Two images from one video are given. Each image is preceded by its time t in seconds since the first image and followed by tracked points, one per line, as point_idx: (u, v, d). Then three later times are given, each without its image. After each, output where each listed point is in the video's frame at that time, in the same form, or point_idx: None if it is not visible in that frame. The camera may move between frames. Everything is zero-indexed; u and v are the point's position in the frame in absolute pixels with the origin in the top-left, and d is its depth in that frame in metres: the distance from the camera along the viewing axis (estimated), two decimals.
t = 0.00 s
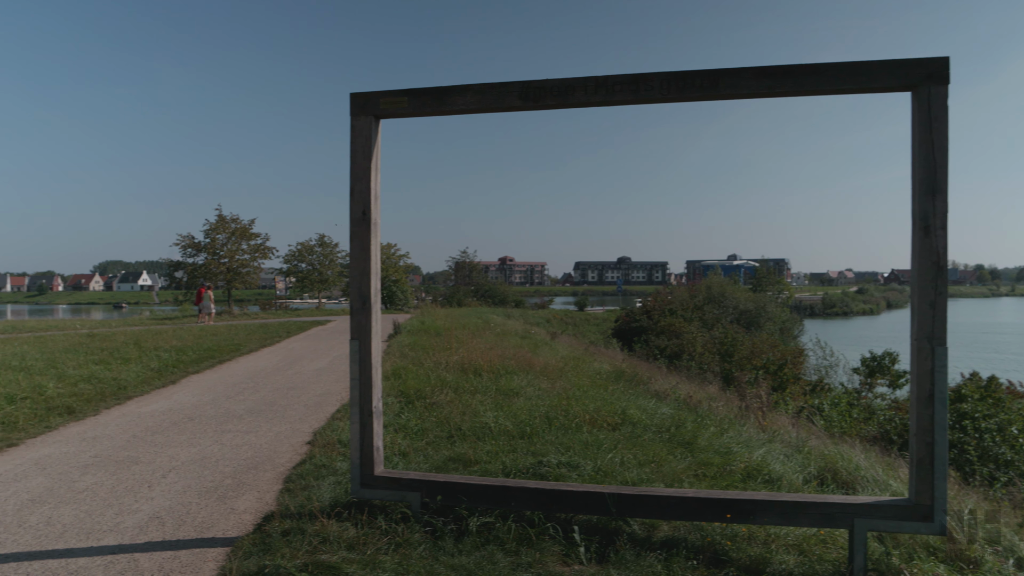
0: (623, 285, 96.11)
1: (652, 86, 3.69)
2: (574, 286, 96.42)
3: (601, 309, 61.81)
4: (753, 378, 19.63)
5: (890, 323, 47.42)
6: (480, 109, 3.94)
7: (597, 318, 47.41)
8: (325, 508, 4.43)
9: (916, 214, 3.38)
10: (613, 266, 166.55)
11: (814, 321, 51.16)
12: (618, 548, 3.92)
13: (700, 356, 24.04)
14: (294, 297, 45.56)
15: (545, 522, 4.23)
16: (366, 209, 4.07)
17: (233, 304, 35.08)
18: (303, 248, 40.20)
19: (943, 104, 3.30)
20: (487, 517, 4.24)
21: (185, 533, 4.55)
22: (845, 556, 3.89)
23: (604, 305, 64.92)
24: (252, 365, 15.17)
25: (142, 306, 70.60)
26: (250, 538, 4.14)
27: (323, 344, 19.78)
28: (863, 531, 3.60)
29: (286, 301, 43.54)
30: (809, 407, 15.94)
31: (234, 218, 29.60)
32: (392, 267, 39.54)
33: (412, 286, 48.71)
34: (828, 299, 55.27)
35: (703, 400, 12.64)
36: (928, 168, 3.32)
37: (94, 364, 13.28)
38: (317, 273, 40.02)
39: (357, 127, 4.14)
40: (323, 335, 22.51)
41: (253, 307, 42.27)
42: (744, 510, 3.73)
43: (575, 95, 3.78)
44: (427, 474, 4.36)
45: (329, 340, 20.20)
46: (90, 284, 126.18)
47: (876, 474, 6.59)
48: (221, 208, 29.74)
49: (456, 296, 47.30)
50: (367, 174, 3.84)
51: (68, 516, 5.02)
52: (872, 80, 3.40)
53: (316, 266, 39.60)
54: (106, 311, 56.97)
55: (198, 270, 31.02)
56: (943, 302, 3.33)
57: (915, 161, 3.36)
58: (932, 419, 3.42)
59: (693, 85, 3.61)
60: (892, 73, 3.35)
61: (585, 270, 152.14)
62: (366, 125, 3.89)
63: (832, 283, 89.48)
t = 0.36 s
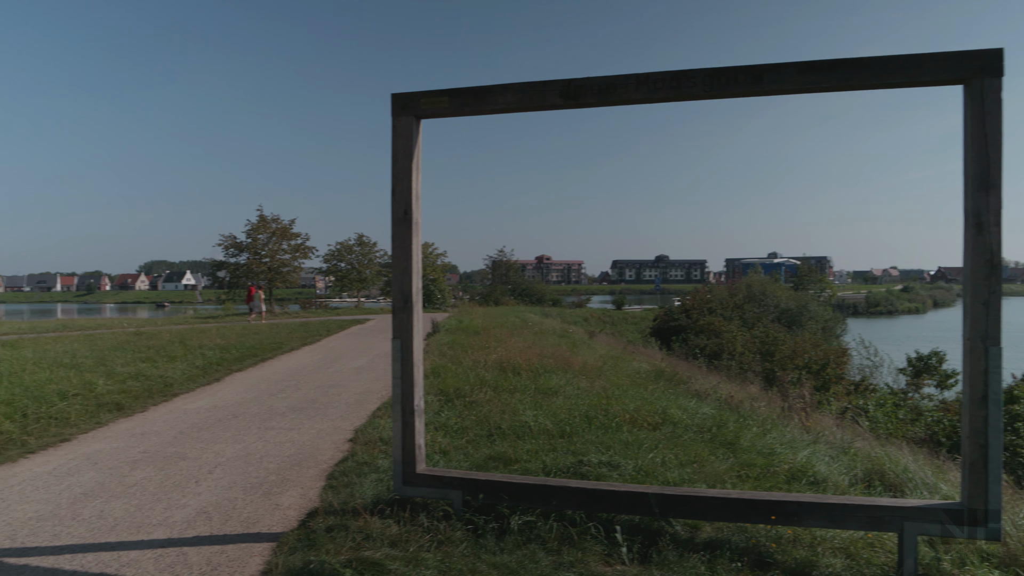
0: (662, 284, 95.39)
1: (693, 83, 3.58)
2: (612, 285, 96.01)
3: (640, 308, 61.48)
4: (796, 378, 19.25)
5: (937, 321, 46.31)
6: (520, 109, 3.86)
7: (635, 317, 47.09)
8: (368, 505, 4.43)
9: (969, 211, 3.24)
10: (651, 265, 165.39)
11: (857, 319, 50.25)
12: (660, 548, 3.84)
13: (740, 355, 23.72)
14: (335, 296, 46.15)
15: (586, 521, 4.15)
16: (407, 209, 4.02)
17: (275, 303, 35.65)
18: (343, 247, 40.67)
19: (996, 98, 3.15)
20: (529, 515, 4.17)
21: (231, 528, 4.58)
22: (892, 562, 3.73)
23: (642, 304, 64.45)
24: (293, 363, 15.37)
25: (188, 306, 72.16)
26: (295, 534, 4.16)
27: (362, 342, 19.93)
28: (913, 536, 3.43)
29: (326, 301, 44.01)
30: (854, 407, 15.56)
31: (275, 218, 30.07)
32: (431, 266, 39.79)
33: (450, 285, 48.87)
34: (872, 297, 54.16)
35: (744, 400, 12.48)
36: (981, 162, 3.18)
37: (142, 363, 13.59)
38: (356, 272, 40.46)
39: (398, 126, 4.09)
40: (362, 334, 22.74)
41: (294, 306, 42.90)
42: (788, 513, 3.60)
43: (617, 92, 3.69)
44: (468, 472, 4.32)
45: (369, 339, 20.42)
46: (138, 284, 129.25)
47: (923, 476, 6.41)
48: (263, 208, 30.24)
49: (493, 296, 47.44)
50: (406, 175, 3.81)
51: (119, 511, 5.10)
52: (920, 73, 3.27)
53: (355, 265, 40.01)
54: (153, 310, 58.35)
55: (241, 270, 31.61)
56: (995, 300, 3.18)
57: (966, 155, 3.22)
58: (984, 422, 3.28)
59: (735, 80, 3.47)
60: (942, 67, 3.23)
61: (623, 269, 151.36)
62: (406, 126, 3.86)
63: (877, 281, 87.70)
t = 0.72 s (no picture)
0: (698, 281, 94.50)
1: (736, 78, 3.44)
2: (647, 283, 95.35)
3: (675, 305, 60.98)
4: (837, 376, 18.76)
5: (983, 319, 45.22)
6: (561, 104, 3.74)
7: (671, 314, 46.64)
8: (408, 500, 4.34)
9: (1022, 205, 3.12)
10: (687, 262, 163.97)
11: (900, 316, 49.21)
12: (702, 546, 3.74)
13: (778, 353, 23.27)
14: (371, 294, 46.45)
15: (627, 519, 4.05)
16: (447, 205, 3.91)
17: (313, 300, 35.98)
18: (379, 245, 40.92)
19: None
20: (569, 513, 4.08)
21: (274, 522, 4.47)
22: (941, 564, 3.58)
23: (678, 301, 63.73)
24: (331, 359, 15.42)
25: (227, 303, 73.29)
26: (337, 528, 4.08)
27: (399, 339, 19.91)
28: (963, 540, 3.33)
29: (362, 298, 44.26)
30: (897, 406, 15.09)
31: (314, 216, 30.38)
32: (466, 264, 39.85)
33: (485, 282, 48.82)
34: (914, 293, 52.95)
35: (784, 398, 12.25)
36: None
37: (184, 359, 13.71)
38: (392, 270, 40.68)
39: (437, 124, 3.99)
40: (398, 331, 22.81)
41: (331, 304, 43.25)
42: (832, 512, 3.50)
43: (656, 88, 3.56)
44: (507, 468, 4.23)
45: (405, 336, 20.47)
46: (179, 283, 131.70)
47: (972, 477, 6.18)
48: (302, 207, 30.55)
49: (528, 293, 47.41)
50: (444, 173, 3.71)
51: (165, 503, 5.04)
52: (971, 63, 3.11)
53: (390, 263, 40.24)
54: (194, 307, 59.37)
55: (280, 267, 31.99)
56: None
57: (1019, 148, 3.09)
58: None
59: (778, 75, 3.34)
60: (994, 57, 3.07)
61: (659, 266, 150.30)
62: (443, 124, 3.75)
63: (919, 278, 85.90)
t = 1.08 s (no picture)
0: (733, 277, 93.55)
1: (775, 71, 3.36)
2: (680, 278, 94.75)
3: (707, 300, 60.36)
4: (875, 373, 18.37)
5: None
6: (597, 99, 3.68)
7: (704, 310, 46.20)
8: (443, 494, 4.32)
9: None
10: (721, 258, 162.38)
11: (939, 313, 48.17)
12: (737, 545, 3.68)
13: (813, 348, 22.73)
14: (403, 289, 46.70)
15: (662, 515, 3.98)
16: (482, 201, 3.89)
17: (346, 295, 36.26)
18: (411, 240, 41.09)
19: None
20: (604, 509, 4.03)
21: (310, 513, 4.48)
22: (986, 566, 3.44)
23: (713, 297, 63.00)
24: (364, 353, 15.49)
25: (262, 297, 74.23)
26: (373, 521, 4.07)
27: (432, 334, 19.95)
28: (1009, 541, 3.21)
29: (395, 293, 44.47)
30: (937, 406, 14.73)
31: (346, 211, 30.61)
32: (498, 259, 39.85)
33: (517, 277, 48.76)
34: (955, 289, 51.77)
35: (820, 396, 12.04)
36: None
37: (221, 352, 13.87)
38: (424, 264, 40.81)
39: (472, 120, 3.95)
40: (430, 326, 22.87)
41: (365, 298, 43.54)
42: (870, 511, 3.39)
43: (693, 82, 3.48)
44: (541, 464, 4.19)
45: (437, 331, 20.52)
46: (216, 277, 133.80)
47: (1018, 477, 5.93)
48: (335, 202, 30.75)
49: (559, 288, 47.29)
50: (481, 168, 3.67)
51: (204, 494, 5.09)
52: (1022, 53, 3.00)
53: (423, 257, 40.38)
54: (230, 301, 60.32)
55: (314, 262, 32.31)
56: None
57: None
58: None
59: (820, 66, 3.26)
60: None
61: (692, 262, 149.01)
62: (480, 120, 3.72)
63: (960, 274, 84.06)
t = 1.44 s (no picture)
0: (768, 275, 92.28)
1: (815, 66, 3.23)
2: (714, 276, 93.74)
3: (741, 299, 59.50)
4: (915, 374, 17.73)
5: None
6: (634, 96, 3.56)
7: (738, 309, 45.51)
8: (478, 492, 4.22)
9: None
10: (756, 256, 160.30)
11: (981, 312, 46.86)
12: (777, 547, 3.48)
13: (851, 349, 21.42)
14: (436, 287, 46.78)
15: (699, 516, 3.82)
16: (518, 198, 3.79)
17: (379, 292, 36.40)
18: (444, 238, 41.10)
19: None
20: (640, 508, 3.89)
21: (347, 509, 4.36)
22: None
23: (746, 297, 61.92)
24: (398, 351, 15.45)
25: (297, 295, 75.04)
26: (409, 517, 3.98)
27: (465, 332, 19.83)
28: None
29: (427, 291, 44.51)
30: (979, 408, 14.27)
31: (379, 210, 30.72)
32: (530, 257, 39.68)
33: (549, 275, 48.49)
34: (998, 287, 49.69)
35: (859, 396, 11.56)
36: None
37: (257, 349, 13.94)
38: (456, 262, 40.80)
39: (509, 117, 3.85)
40: (462, 323, 22.81)
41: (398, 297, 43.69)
42: (916, 513, 3.20)
43: (732, 78, 3.35)
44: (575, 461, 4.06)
45: (469, 330, 20.41)
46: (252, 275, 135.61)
47: None
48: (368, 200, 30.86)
49: (591, 287, 46.97)
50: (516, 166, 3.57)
51: (243, 488, 5.01)
52: None
53: (455, 256, 40.38)
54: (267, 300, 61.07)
55: (347, 260, 32.49)
56: None
57: None
58: None
59: (862, 61, 3.12)
60: None
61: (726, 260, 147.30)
62: (516, 119, 3.62)
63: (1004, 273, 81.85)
